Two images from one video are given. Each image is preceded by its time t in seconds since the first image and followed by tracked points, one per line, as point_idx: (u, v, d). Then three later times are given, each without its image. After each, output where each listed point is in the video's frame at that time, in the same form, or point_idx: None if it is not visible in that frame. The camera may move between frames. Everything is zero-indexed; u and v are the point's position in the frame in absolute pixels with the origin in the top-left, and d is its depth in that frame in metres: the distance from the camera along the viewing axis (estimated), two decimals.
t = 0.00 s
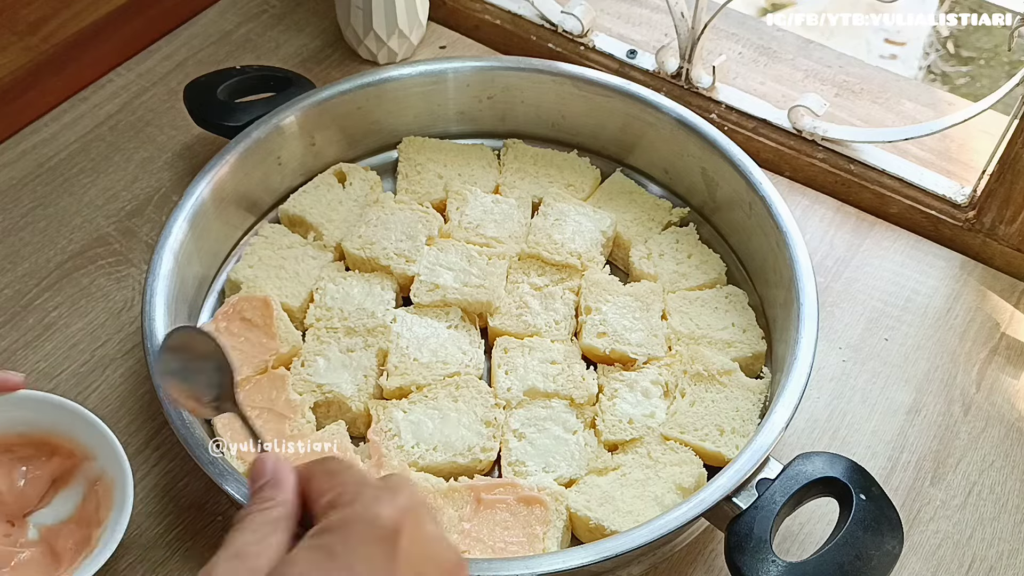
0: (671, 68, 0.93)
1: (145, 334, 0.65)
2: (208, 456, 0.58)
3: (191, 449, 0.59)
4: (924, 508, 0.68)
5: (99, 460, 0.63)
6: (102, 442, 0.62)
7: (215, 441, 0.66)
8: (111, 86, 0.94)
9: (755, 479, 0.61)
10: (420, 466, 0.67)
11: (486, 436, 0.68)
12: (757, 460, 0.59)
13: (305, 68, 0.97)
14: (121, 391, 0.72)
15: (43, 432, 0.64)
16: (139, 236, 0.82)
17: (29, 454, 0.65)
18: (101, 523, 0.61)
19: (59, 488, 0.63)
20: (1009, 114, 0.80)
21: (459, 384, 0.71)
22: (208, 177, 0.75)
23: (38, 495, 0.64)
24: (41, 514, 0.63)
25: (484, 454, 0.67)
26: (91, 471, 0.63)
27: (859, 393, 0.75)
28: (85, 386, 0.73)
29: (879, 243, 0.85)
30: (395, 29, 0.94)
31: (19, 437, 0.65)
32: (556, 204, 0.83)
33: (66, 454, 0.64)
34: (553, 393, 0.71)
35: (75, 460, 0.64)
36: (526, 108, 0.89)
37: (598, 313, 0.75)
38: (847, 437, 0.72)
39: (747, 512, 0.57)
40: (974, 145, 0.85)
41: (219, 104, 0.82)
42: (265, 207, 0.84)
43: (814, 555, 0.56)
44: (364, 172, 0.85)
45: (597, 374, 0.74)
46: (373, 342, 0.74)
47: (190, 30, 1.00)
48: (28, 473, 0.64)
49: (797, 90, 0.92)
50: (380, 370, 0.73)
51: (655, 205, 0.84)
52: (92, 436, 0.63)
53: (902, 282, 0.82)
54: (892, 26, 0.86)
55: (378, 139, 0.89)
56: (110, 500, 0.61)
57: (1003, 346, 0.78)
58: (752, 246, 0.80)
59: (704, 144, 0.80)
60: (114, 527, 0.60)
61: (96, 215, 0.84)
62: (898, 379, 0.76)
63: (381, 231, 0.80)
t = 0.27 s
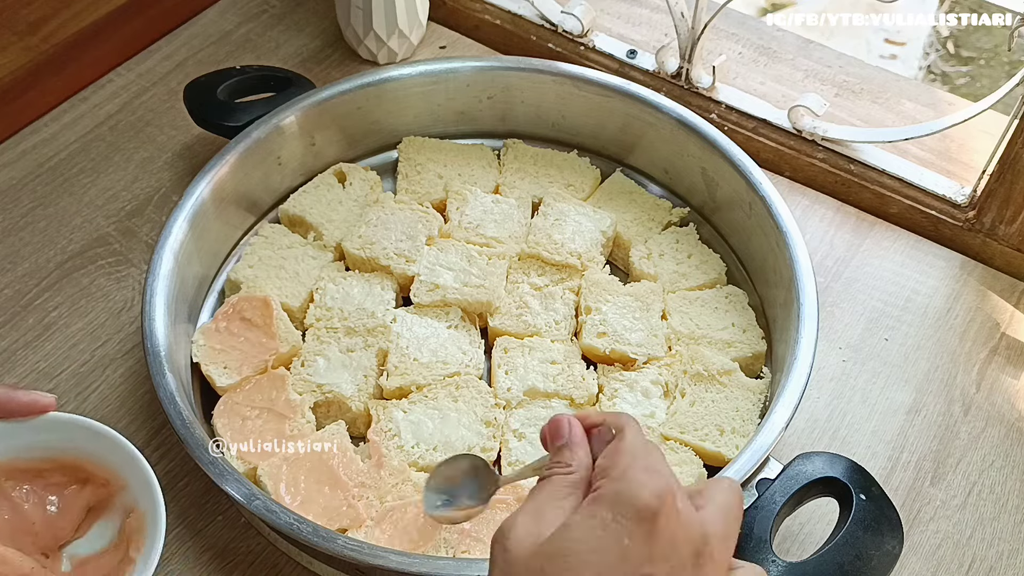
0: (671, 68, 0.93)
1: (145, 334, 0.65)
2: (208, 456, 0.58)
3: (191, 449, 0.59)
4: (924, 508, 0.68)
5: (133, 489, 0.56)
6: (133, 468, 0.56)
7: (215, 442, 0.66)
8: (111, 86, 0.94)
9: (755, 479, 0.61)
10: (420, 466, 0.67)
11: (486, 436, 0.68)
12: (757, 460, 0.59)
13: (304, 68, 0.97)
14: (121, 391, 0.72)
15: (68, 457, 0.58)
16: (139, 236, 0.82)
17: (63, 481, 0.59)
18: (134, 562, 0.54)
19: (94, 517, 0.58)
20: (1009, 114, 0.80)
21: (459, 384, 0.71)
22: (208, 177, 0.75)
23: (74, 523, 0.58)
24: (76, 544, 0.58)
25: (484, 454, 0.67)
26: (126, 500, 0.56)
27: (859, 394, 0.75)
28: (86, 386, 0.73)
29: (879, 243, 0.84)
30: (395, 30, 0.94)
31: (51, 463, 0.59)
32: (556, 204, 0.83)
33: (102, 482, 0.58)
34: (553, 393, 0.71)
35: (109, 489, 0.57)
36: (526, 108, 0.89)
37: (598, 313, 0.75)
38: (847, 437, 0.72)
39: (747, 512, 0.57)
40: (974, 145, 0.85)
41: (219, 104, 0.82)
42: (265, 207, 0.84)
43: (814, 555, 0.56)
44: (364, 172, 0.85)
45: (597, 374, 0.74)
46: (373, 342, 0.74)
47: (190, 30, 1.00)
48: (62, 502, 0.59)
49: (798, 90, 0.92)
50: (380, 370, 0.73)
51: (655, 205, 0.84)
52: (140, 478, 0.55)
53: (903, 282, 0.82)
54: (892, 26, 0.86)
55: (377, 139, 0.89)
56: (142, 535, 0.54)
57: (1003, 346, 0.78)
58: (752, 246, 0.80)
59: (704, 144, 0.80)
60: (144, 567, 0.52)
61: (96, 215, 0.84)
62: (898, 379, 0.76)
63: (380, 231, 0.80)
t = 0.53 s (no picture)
0: (671, 68, 0.93)
1: (145, 334, 0.65)
2: (208, 456, 0.58)
3: (191, 449, 0.59)
4: (924, 508, 0.68)
5: (152, 550, 0.55)
6: (163, 538, 0.54)
7: (215, 441, 0.66)
8: (111, 86, 0.94)
9: (755, 479, 0.61)
10: (420, 466, 0.67)
11: (486, 436, 0.68)
12: (757, 460, 0.59)
13: (304, 68, 0.97)
14: (121, 391, 0.72)
15: (87, 510, 0.56)
16: (139, 236, 0.82)
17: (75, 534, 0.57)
18: None
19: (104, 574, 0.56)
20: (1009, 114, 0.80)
21: (459, 384, 0.71)
22: (207, 177, 0.75)
23: None
24: None
25: (484, 454, 0.67)
26: (143, 561, 0.55)
27: (859, 394, 0.75)
28: (86, 386, 0.73)
29: (879, 243, 0.85)
30: (395, 30, 0.94)
31: (69, 515, 0.57)
32: (556, 204, 0.83)
33: (117, 539, 0.56)
34: (553, 393, 0.71)
35: (126, 547, 0.55)
36: (526, 108, 0.89)
37: (598, 313, 0.75)
38: (847, 437, 0.72)
39: (747, 512, 0.57)
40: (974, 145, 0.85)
41: (219, 104, 0.82)
42: (265, 207, 0.84)
43: (814, 555, 0.56)
44: (364, 172, 0.85)
45: (597, 374, 0.74)
46: (373, 342, 0.74)
47: (190, 30, 1.00)
48: (74, 553, 0.57)
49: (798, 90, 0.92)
50: (380, 370, 0.73)
51: (655, 205, 0.84)
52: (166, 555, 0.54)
53: (902, 282, 0.82)
54: (892, 26, 0.86)
55: (377, 139, 0.89)
56: None
57: (1003, 346, 0.78)
58: (752, 246, 0.80)
59: (704, 144, 0.80)
60: None
61: (96, 216, 0.84)
62: (898, 379, 0.76)
63: (380, 231, 0.80)
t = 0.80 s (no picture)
0: (671, 68, 0.93)
1: (145, 333, 0.65)
2: (208, 456, 0.59)
3: (192, 449, 0.59)
4: (924, 509, 0.68)
5: (136, 530, 0.56)
6: (140, 510, 0.56)
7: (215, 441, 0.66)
8: (110, 86, 0.94)
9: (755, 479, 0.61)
10: (420, 466, 0.67)
11: (486, 436, 0.68)
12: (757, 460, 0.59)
13: (304, 68, 0.97)
14: (120, 391, 0.72)
15: (75, 494, 0.58)
16: (139, 236, 0.82)
17: (64, 520, 0.58)
18: None
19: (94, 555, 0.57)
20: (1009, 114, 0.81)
21: (459, 384, 0.71)
22: (207, 177, 0.75)
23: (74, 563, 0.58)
24: None
25: (484, 454, 0.67)
26: (130, 541, 0.56)
27: (859, 393, 0.75)
28: (85, 386, 0.73)
29: (879, 243, 0.85)
30: (395, 30, 0.94)
31: (53, 500, 0.58)
32: (556, 204, 0.83)
33: (103, 523, 0.57)
34: (553, 393, 0.71)
35: (113, 530, 0.57)
36: (526, 108, 0.89)
37: (598, 313, 0.75)
38: (847, 437, 0.72)
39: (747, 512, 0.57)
40: (974, 145, 0.85)
41: (219, 104, 0.82)
42: (265, 207, 0.83)
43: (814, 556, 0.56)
44: (364, 172, 0.85)
45: (597, 374, 0.74)
46: (373, 342, 0.74)
47: (190, 30, 1.00)
48: (65, 540, 0.58)
49: (797, 90, 0.92)
50: (380, 370, 0.73)
51: (655, 205, 0.84)
52: (146, 523, 0.55)
53: (902, 282, 0.82)
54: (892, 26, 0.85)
55: (377, 139, 0.89)
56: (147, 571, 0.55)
57: (1003, 346, 0.78)
58: (752, 246, 0.80)
59: (704, 144, 0.80)
60: None
61: (96, 216, 0.84)
62: (898, 379, 0.76)
63: (381, 231, 0.80)
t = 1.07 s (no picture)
0: (671, 69, 0.94)
1: (147, 334, 0.66)
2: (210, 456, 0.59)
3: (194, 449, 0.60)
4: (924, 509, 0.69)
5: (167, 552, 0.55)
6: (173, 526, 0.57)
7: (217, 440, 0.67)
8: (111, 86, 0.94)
9: (754, 481, 0.61)
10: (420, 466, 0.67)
11: (485, 437, 0.69)
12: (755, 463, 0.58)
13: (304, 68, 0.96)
14: (121, 392, 0.73)
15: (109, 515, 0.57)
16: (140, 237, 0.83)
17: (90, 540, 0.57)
18: None
19: None
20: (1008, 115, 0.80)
21: (459, 384, 0.71)
22: (208, 180, 0.75)
23: None
24: None
25: (484, 455, 0.68)
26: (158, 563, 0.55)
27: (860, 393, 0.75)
28: (86, 387, 0.73)
29: (880, 244, 0.84)
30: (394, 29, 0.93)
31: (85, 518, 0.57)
32: (556, 206, 0.83)
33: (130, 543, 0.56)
34: (552, 394, 0.71)
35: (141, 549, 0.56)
36: (519, 109, 0.87)
37: (597, 314, 0.75)
38: (847, 437, 0.72)
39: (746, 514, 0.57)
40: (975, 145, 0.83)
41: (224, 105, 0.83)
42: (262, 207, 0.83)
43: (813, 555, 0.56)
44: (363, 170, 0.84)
45: (597, 374, 0.73)
46: (373, 342, 0.74)
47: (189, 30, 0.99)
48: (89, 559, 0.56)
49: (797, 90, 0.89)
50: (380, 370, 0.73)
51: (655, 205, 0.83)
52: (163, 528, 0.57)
53: (904, 283, 0.82)
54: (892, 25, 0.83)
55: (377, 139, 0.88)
56: None
57: (1004, 347, 0.78)
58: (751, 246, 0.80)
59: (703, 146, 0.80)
60: None
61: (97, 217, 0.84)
62: (898, 379, 0.76)
63: (382, 233, 0.80)
